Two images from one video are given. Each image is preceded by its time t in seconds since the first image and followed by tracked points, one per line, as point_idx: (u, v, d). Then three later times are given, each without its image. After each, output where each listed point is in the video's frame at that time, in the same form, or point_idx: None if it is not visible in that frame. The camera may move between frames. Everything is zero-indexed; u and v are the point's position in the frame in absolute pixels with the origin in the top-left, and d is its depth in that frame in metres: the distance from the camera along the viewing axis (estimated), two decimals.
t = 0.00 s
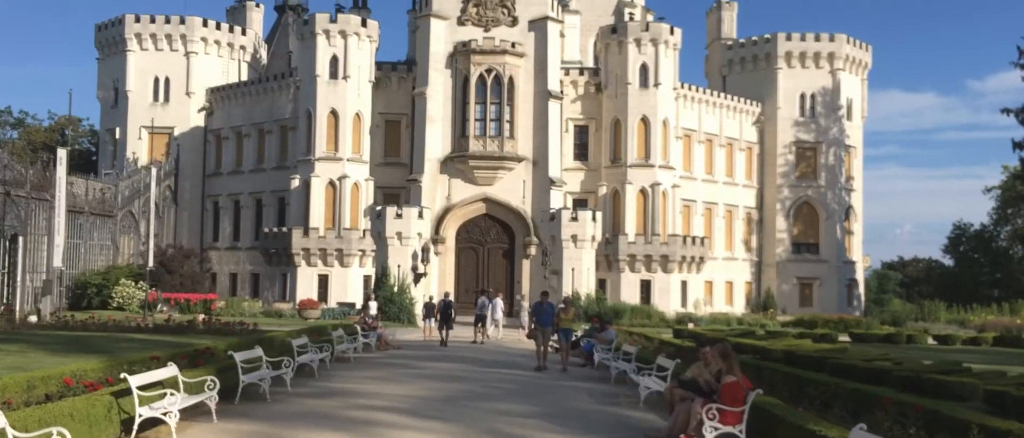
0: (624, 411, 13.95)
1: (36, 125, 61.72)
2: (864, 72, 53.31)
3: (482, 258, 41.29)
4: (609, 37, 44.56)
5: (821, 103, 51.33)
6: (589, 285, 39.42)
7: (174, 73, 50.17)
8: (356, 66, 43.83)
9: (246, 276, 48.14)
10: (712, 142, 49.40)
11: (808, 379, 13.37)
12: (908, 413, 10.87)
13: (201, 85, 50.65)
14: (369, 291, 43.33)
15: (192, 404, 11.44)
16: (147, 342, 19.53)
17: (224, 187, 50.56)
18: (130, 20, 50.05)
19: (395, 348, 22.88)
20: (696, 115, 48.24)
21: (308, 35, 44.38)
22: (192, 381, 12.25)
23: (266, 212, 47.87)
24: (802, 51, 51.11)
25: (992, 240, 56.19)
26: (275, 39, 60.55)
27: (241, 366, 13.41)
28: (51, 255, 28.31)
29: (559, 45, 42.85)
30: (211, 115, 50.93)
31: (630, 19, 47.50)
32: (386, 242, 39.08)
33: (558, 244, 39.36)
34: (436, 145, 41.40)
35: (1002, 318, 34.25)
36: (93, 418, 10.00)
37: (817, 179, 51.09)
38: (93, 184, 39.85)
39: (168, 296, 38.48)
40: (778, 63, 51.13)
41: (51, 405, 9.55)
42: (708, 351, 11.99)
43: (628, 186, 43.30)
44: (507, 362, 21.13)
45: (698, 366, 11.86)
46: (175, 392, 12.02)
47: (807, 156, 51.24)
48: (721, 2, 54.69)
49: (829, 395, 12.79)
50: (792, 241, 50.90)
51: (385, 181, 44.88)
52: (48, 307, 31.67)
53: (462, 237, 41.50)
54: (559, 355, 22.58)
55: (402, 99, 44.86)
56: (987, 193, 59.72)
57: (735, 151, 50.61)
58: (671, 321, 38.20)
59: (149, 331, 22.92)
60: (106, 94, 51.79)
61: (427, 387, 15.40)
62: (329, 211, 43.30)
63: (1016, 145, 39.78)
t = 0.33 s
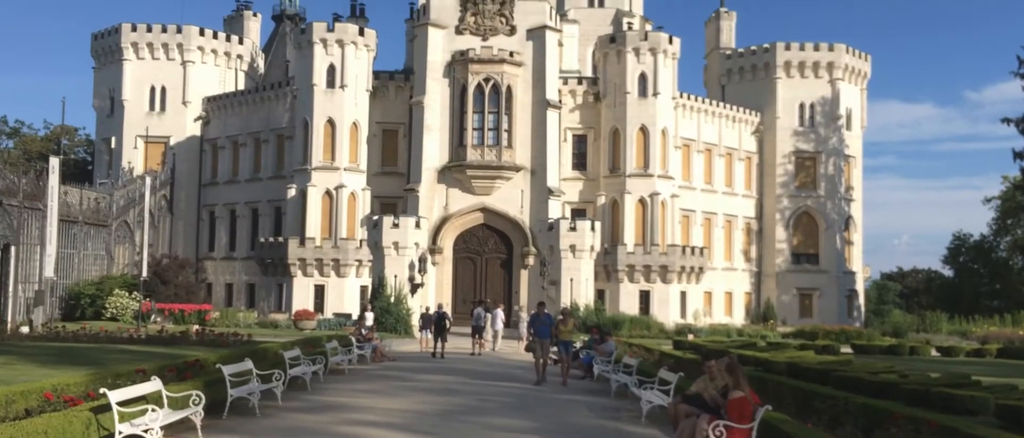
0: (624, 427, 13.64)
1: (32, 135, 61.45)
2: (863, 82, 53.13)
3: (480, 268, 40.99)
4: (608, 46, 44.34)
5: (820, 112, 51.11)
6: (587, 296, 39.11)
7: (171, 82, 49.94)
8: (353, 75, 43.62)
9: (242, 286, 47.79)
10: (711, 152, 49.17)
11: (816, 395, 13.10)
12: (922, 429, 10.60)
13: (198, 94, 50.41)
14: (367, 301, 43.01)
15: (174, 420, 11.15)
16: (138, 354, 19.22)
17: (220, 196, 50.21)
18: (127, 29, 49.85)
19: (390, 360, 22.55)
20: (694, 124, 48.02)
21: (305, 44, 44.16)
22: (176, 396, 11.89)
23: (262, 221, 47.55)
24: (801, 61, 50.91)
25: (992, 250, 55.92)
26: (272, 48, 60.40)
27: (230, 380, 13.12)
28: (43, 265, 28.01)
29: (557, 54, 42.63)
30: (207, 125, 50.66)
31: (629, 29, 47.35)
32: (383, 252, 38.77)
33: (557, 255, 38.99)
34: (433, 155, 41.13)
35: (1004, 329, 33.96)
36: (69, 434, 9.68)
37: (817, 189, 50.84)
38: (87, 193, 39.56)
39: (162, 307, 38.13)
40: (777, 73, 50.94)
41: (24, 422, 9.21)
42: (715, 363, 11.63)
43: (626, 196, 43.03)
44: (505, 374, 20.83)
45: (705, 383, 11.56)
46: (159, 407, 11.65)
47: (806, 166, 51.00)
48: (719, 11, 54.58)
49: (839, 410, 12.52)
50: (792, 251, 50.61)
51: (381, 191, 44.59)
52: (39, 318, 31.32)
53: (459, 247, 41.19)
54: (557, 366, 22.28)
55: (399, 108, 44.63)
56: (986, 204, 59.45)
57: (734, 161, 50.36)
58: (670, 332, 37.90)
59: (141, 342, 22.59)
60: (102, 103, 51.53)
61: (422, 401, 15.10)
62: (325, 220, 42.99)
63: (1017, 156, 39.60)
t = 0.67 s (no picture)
0: None
1: (28, 146, 61.20)
2: (862, 93, 52.95)
3: (477, 280, 40.69)
4: (606, 56, 44.12)
5: (819, 124, 50.92)
6: (586, 309, 38.83)
7: (167, 93, 49.74)
8: (350, 86, 43.41)
9: (238, 299, 47.43)
10: (710, 163, 48.95)
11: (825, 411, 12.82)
12: None
13: (194, 105, 50.20)
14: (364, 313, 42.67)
15: None
16: (128, 367, 18.89)
17: (216, 207, 49.89)
18: (123, 40, 49.65)
19: (386, 373, 22.23)
20: (692, 136, 47.83)
21: (302, 55, 43.99)
22: (158, 414, 11.53)
23: (258, 233, 47.25)
24: (800, 72, 50.75)
25: (991, 262, 55.95)
26: (269, 59, 60.20)
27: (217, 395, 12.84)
28: (36, 277, 27.74)
29: (555, 65, 42.46)
30: (204, 135, 50.40)
31: (626, 40, 47.19)
32: (380, 263, 38.50)
33: (555, 266, 38.85)
34: (431, 166, 40.87)
35: (1006, 341, 33.70)
36: None
37: (816, 200, 50.60)
38: (82, 204, 39.30)
39: (157, 318, 37.79)
40: (775, 84, 50.77)
41: None
42: (721, 380, 11.30)
43: (625, 207, 42.79)
44: (503, 388, 20.52)
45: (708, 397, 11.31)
46: (140, 425, 11.28)
47: (806, 178, 50.80)
48: (718, 23, 54.53)
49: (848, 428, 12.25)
50: (791, 263, 50.35)
51: (378, 202, 44.34)
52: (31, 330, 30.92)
53: (457, 258, 40.91)
54: (556, 380, 21.99)
55: (396, 119, 44.40)
56: (986, 216, 59.13)
57: (733, 172, 50.13)
58: (669, 345, 37.60)
59: (133, 355, 22.27)
60: (98, 114, 51.31)
61: (416, 417, 14.80)
62: (322, 232, 42.70)
63: (1017, 168, 39.43)
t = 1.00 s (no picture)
0: None
1: (23, 159, 60.88)
2: (862, 106, 52.74)
3: (475, 293, 40.33)
4: (605, 69, 43.89)
5: (818, 137, 50.71)
6: (584, 323, 38.49)
7: (164, 105, 49.50)
8: (347, 98, 43.17)
9: (233, 312, 47.01)
10: (709, 176, 48.68)
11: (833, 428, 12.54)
12: None
13: (190, 117, 49.93)
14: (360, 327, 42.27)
15: None
16: (119, 382, 18.56)
17: (212, 220, 49.50)
18: (119, 51, 49.41)
19: (381, 388, 21.87)
20: (691, 149, 47.59)
21: (299, 67, 43.75)
22: (140, 432, 11.19)
23: (254, 245, 46.87)
24: (798, 85, 50.57)
25: (991, 276, 55.34)
26: (267, 71, 59.96)
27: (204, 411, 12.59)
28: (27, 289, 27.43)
29: (553, 76, 42.21)
30: (200, 148, 50.12)
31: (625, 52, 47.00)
32: (376, 276, 38.19)
33: (554, 279, 38.54)
34: (428, 178, 40.58)
35: (1009, 357, 33.38)
36: None
37: (815, 214, 50.33)
38: (75, 216, 39.00)
39: (150, 332, 37.39)
40: (774, 97, 50.57)
41: None
42: (730, 398, 10.71)
43: (623, 220, 42.51)
44: (500, 404, 20.16)
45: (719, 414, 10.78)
46: None
47: (805, 191, 50.56)
48: (716, 35, 54.44)
49: None
50: (790, 277, 50.01)
51: (375, 215, 44.00)
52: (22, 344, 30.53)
53: (454, 272, 40.55)
54: (555, 396, 21.64)
55: (393, 131, 44.16)
56: (986, 230, 58.78)
57: (732, 185, 49.82)
58: (669, 359, 37.23)
59: (124, 369, 21.93)
60: (94, 126, 51.04)
61: (410, 434, 14.47)
62: (318, 244, 42.36)
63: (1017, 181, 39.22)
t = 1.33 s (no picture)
0: None
1: (19, 173, 60.59)
2: (860, 121, 52.56)
3: (472, 308, 39.99)
4: (603, 82, 43.70)
5: (817, 151, 50.52)
6: (583, 338, 38.13)
7: (160, 118, 49.27)
8: (345, 111, 42.94)
9: (228, 327, 46.59)
10: (707, 191, 48.40)
11: None
12: None
13: (187, 130, 49.68)
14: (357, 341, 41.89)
15: None
16: (107, 399, 18.20)
17: (208, 234, 49.14)
18: (116, 64, 49.22)
19: (376, 405, 21.51)
20: (690, 163, 47.35)
21: (296, 80, 43.55)
22: None
23: (250, 259, 46.49)
24: (797, 99, 50.39)
25: (990, 292, 54.97)
26: (264, 84, 59.74)
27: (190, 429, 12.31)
28: (18, 303, 27.09)
29: (552, 90, 42.01)
30: (196, 162, 49.85)
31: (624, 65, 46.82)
32: (372, 291, 37.76)
33: (552, 293, 38.22)
34: (425, 192, 40.30)
35: (1012, 373, 33.06)
36: None
37: (815, 228, 50.05)
38: (69, 230, 38.71)
39: (143, 347, 37.02)
40: (773, 111, 50.38)
41: None
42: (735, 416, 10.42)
43: (621, 235, 42.22)
44: (498, 421, 19.82)
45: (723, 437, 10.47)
46: None
47: (803, 205, 50.32)
48: (715, 49, 54.34)
49: None
50: (790, 292, 49.68)
51: (372, 229, 43.71)
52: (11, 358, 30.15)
53: (452, 286, 40.17)
54: (553, 412, 21.29)
55: (391, 144, 43.95)
56: (986, 245, 58.46)
57: (730, 199, 49.54)
58: (668, 375, 36.88)
59: (114, 385, 21.59)
60: (90, 140, 50.79)
61: None
62: (314, 259, 41.98)
63: (1017, 196, 38.99)
